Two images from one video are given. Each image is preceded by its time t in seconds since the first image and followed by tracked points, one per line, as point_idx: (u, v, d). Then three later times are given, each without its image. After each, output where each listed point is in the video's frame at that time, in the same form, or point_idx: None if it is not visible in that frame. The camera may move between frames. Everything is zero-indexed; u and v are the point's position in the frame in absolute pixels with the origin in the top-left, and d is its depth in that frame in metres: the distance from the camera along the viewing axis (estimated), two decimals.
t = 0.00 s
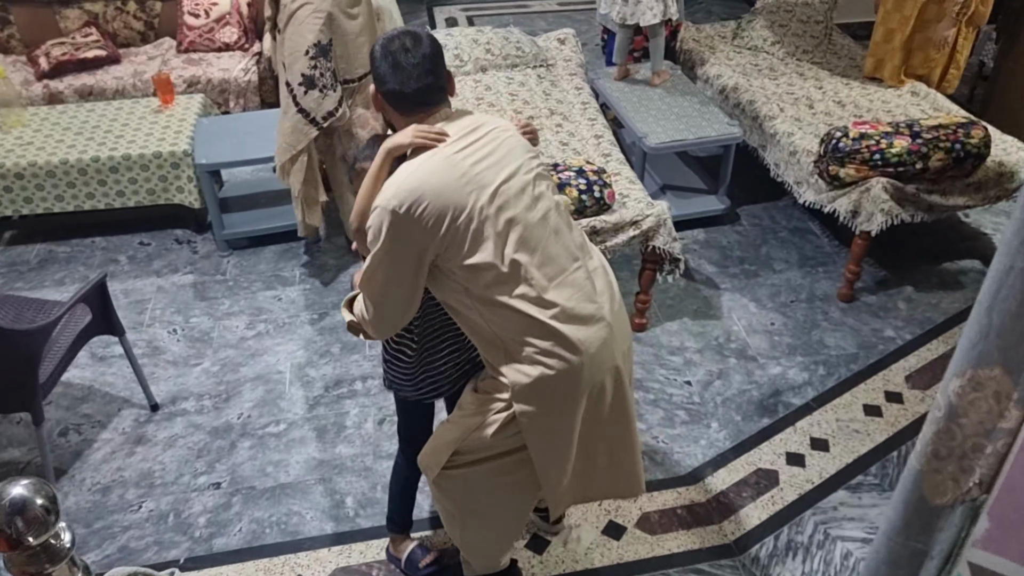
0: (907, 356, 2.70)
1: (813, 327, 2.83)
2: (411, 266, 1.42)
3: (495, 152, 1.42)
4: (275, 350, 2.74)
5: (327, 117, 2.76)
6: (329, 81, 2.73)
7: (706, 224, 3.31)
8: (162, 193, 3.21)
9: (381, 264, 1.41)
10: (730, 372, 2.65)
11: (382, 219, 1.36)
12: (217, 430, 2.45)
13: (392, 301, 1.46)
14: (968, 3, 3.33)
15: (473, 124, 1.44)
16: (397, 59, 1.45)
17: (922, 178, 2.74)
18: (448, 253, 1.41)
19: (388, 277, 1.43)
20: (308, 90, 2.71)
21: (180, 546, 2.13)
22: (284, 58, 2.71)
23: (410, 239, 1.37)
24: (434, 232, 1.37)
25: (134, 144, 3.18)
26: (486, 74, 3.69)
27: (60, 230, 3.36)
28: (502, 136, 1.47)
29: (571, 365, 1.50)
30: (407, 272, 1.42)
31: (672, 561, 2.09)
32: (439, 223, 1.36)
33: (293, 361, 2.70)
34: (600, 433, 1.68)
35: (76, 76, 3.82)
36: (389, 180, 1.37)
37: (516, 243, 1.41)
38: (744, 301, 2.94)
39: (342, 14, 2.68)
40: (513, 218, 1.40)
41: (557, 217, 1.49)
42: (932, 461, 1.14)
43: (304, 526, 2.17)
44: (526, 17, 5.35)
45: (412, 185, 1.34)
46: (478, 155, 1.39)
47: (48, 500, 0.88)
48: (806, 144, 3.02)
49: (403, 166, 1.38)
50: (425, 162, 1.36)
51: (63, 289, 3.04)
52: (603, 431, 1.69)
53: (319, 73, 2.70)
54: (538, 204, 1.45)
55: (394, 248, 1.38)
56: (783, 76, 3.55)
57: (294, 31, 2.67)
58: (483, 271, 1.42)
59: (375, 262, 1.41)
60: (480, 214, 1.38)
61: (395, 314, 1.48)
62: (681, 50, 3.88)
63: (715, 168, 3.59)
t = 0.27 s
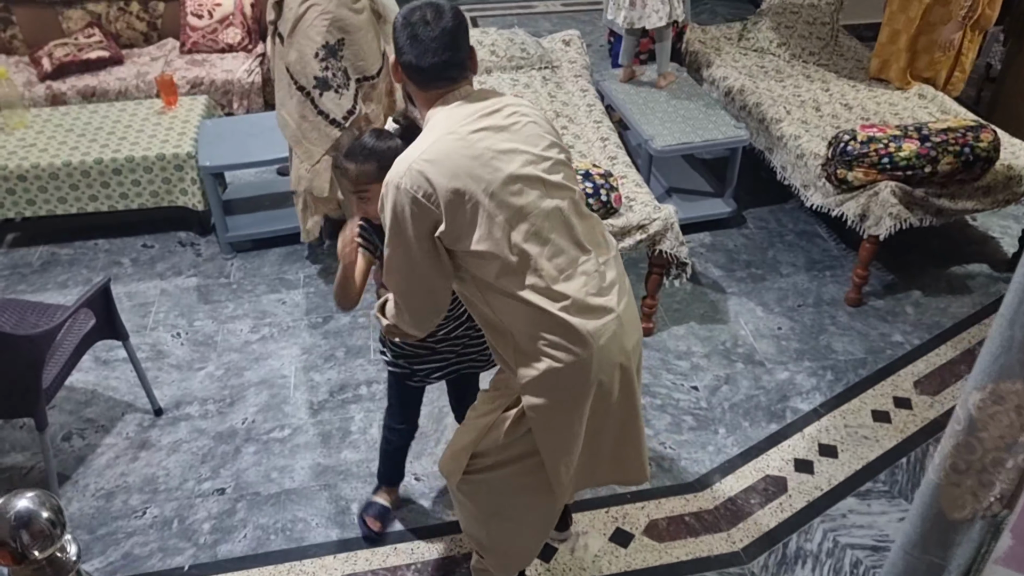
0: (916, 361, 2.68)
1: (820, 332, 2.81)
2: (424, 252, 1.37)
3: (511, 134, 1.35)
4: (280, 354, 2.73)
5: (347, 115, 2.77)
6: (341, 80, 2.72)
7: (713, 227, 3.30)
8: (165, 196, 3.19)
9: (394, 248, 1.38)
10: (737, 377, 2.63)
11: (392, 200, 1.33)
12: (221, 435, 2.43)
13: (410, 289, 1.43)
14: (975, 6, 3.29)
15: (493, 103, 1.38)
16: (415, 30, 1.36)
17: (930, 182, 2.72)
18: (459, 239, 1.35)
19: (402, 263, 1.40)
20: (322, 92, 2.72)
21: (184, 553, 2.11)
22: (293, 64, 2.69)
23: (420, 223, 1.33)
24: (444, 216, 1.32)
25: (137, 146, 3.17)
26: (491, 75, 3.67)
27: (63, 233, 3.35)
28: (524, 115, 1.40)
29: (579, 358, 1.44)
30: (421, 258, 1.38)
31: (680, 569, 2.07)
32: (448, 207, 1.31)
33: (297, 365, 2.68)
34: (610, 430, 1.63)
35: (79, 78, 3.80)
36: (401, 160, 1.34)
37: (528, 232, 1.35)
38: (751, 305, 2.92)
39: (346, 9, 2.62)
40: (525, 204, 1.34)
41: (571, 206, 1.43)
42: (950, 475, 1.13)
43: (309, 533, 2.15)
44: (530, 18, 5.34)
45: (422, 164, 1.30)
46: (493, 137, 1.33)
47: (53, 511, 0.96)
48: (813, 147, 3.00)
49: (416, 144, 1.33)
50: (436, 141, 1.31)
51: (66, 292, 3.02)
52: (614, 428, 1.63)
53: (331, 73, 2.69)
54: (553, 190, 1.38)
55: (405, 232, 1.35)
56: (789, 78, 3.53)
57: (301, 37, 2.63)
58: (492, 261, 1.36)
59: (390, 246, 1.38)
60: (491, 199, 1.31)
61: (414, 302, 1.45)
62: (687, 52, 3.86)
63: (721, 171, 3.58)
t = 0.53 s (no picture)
0: (925, 366, 2.67)
1: (829, 336, 2.80)
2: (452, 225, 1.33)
3: (551, 112, 1.30)
4: (287, 358, 2.72)
5: (337, 105, 2.65)
6: (333, 68, 2.60)
7: (720, 231, 3.29)
8: (171, 199, 3.19)
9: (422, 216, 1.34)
10: (746, 381, 2.62)
11: (424, 166, 1.29)
12: (228, 439, 2.42)
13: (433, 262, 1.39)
14: (983, 10, 3.27)
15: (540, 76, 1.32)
16: None
17: (940, 185, 2.71)
18: (486, 215, 1.31)
19: (429, 234, 1.36)
20: (312, 79, 2.61)
21: (192, 558, 2.10)
22: (287, 49, 2.61)
23: (449, 194, 1.29)
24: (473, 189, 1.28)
25: (143, 149, 3.16)
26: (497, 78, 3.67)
27: (69, 235, 3.35)
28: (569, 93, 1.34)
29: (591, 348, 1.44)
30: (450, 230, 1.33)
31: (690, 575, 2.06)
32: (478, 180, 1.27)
33: (304, 369, 2.67)
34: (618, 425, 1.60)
35: (84, 80, 3.79)
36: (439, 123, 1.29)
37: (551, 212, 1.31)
38: (759, 309, 2.91)
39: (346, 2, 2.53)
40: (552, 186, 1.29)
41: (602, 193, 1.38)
42: (974, 484, 1.16)
43: (317, 539, 2.14)
44: (536, 20, 5.33)
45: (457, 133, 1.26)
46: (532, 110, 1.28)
47: (67, 523, 0.99)
48: (821, 151, 3.00)
49: (454, 110, 1.29)
50: (475, 109, 1.26)
51: (71, 295, 3.01)
52: (623, 423, 1.61)
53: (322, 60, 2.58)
54: (585, 175, 1.33)
55: (435, 201, 1.31)
56: (797, 81, 3.52)
57: (295, 23, 2.55)
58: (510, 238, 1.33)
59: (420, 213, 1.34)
60: (523, 177, 1.27)
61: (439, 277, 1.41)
62: (693, 54, 3.85)
63: (727, 174, 3.57)
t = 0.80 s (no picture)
0: (929, 371, 2.67)
1: (833, 340, 2.80)
2: (480, 205, 1.28)
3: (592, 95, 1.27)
4: (290, 362, 2.71)
5: (327, 105, 2.62)
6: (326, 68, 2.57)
7: (723, 235, 3.29)
8: (175, 202, 3.19)
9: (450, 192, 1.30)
10: (750, 386, 2.62)
11: (458, 137, 1.25)
12: (232, 443, 2.42)
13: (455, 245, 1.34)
14: (987, 17, 3.16)
15: (588, 54, 1.28)
16: None
17: (944, 190, 2.71)
18: (511, 198, 1.28)
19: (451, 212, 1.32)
20: (305, 78, 2.55)
21: (196, 563, 2.09)
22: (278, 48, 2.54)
23: (481, 170, 1.25)
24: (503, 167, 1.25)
25: (146, 152, 3.16)
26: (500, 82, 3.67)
27: (72, 239, 3.35)
28: (613, 82, 1.31)
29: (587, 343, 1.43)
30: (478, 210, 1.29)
31: None
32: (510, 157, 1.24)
33: (308, 373, 2.67)
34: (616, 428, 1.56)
35: (87, 83, 3.79)
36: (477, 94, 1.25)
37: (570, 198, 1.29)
38: (764, 313, 2.91)
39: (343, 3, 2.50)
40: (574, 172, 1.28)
41: (620, 190, 1.37)
42: (987, 491, 1.18)
43: (321, 543, 2.14)
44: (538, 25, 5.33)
45: (497, 106, 1.22)
46: (574, 89, 1.25)
47: (76, 530, 1.00)
48: (825, 155, 2.99)
49: (496, 81, 1.25)
50: (517, 82, 1.22)
51: (74, 298, 3.01)
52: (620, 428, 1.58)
53: (316, 60, 2.54)
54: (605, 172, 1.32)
55: (464, 176, 1.27)
56: (800, 86, 3.53)
57: (290, 22, 2.49)
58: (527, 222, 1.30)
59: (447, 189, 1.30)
60: (549, 164, 1.25)
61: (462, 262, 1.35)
62: (696, 59, 3.86)
63: (730, 177, 3.57)
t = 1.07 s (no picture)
0: (932, 375, 2.66)
1: (836, 344, 2.79)
2: (489, 224, 1.25)
3: (611, 105, 1.21)
4: (292, 365, 2.71)
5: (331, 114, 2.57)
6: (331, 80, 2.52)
7: (725, 238, 3.29)
8: (176, 205, 3.18)
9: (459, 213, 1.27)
10: (753, 390, 2.61)
11: (464, 153, 1.22)
12: (234, 447, 2.41)
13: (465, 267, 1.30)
14: (987, 23, 3.13)
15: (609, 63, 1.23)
16: None
17: (947, 194, 2.71)
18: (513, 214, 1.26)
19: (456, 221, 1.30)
20: (311, 92, 2.48)
21: (197, 567, 2.08)
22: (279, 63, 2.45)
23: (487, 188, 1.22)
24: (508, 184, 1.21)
25: (148, 155, 3.16)
26: (502, 85, 3.68)
27: (72, 242, 3.34)
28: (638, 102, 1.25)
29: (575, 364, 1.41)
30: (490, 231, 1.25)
31: None
32: (516, 174, 1.20)
33: (310, 377, 2.66)
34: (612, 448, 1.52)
35: (88, 86, 3.79)
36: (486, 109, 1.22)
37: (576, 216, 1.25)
38: (766, 317, 2.91)
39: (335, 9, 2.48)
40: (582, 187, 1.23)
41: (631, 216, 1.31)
42: (994, 497, 1.18)
43: (324, 547, 2.13)
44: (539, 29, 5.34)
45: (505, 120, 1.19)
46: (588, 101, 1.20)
47: (81, 535, 0.99)
48: (827, 159, 2.99)
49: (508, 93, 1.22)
50: (527, 95, 1.18)
51: (75, 301, 3.01)
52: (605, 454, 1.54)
53: (321, 73, 2.49)
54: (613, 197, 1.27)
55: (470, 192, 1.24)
56: (802, 90, 3.53)
57: (291, 38, 2.41)
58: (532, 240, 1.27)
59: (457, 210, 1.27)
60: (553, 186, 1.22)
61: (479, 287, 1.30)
62: (698, 63, 3.86)
63: (732, 181, 3.57)
